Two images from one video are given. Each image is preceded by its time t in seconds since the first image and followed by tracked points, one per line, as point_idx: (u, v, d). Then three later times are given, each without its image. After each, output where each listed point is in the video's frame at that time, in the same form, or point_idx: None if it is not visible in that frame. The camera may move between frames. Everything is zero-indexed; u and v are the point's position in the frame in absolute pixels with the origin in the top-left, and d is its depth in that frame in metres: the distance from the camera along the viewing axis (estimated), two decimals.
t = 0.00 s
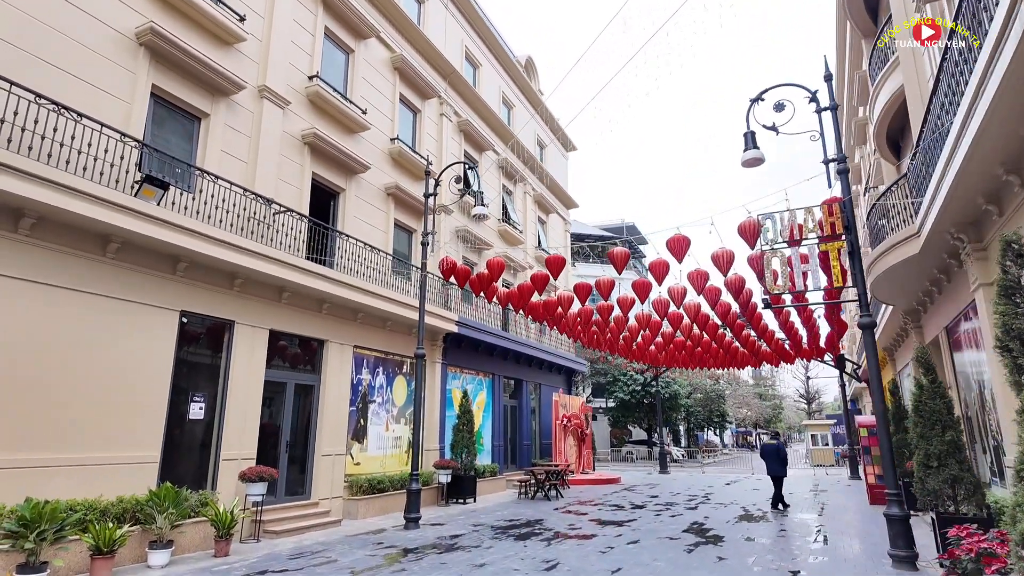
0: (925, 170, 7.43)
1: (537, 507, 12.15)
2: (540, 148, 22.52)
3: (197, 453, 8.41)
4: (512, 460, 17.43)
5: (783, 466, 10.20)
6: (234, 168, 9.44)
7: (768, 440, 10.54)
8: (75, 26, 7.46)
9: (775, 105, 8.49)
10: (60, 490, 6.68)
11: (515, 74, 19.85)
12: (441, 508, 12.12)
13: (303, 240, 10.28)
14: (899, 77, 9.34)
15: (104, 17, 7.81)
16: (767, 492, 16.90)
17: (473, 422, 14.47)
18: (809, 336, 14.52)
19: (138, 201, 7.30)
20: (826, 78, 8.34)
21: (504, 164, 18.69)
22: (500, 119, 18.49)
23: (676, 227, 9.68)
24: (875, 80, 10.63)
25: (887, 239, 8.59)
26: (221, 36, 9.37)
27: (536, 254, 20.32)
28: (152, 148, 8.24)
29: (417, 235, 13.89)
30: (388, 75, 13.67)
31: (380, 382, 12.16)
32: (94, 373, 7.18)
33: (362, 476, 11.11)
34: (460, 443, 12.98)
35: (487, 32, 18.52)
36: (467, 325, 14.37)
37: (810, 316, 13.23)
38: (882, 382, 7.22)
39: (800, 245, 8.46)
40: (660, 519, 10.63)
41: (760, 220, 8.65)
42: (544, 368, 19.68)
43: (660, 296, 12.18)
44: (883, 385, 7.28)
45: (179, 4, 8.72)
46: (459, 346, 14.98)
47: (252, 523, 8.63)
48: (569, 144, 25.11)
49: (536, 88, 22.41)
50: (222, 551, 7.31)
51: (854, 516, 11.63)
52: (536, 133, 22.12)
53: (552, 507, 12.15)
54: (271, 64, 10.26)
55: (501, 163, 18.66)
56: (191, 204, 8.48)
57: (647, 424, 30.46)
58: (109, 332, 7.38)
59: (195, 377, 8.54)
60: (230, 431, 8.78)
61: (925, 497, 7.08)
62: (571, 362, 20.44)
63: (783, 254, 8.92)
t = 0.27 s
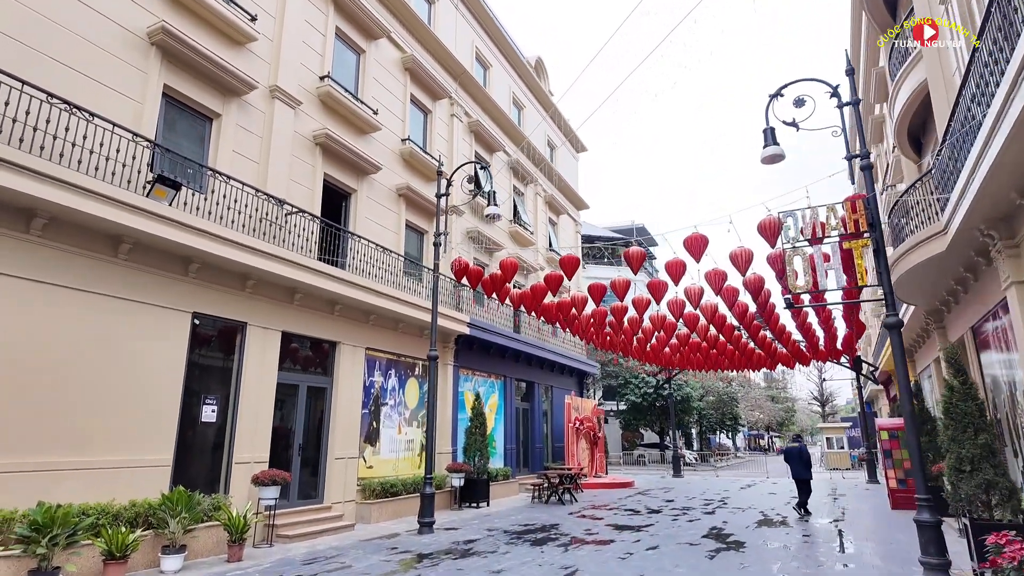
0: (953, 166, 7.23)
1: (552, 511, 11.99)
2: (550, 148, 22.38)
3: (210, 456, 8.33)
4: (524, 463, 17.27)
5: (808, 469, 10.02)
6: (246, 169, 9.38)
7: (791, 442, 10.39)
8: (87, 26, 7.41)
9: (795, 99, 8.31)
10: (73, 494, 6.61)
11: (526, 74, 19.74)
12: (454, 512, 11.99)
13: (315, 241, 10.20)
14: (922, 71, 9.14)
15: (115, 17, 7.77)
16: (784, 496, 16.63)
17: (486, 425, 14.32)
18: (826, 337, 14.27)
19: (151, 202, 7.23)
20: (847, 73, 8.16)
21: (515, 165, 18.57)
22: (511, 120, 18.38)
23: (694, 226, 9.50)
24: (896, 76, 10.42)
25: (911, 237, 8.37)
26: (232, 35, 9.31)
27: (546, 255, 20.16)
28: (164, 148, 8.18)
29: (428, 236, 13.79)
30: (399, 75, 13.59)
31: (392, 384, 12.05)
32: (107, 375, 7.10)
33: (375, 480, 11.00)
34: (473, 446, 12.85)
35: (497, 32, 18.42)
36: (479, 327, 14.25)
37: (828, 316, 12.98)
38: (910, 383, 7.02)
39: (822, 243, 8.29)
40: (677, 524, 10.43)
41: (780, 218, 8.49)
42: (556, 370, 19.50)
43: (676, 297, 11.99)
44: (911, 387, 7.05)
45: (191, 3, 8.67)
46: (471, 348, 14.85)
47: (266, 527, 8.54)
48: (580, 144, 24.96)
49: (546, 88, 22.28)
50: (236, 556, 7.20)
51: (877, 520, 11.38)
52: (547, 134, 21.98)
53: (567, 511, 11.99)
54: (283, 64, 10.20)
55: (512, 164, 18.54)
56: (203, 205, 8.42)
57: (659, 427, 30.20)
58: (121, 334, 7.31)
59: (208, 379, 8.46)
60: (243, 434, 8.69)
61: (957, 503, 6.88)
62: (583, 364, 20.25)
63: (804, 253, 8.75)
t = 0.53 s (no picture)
0: (995, 162, 6.94)
1: (576, 520, 11.78)
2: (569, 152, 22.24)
3: (234, 464, 8.29)
4: (546, 470, 17.07)
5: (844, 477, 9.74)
6: (268, 175, 9.38)
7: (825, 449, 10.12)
8: (111, 35, 7.46)
9: (825, 96, 8.08)
10: (98, 502, 6.59)
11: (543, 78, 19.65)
12: (477, 520, 11.84)
13: (336, 247, 10.17)
14: (956, 66, 8.85)
15: (139, 26, 7.81)
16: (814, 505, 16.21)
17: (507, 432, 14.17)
18: (856, 341, 13.90)
19: (174, 209, 7.23)
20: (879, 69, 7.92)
21: (534, 169, 18.46)
22: (529, 124, 18.29)
23: (721, 228, 9.29)
24: (928, 72, 10.12)
25: (949, 236, 8.03)
26: (253, 43, 9.34)
27: (566, 259, 19.99)
28: (187, 155, 8.21)
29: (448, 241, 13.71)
30: (418, 81, 13.58)
31: (413, 391, 11.96)
32: (131, 382, 7.10)
33: (397, 487, 10.90)
34: (495, 453, 12.69)
35: (515, 36, 18.35)
36: (499, 332, 14.12)
37: (858, 320, 12.64)
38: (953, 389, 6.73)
39: (855, 244, 8.05)
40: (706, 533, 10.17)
41: (812, 219, 8.25)
42: (577, 376, 19.28)
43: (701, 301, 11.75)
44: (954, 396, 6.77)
45: (213, 12, 8.72)
46: (491, 354, 14.72)
47: (289, 535, 8.47)
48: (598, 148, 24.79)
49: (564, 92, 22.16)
50: (259, 565, 7.14)
51: (914, 530, 10.99)
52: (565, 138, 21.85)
53: (592, 520, 11.76)
54: (303, 71, 10.21)
55: (531, 169, 18.43)
56: (226, 212, 8.42)
57: (681, 434, 29.77)
58: (145, 341, 7.31)
59: (231, 386, 8.44)
60: (266, 441, 8.64)
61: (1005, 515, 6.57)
62: (604, 369, 20.01)
63: (836, 255, 8.49)
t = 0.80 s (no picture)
0: None
1: (609, 527, 11.56)
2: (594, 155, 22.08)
3: (267, 468, 8.31)
4: (575, 476, 16.86)
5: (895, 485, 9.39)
6: (298, 181, 9.44)
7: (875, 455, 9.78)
8: (145, 45, 7.58)
9: (864, 89, 7.82)
10: (136, 506, 6.64)
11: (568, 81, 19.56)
12: (507, 527, 11.70)
13: (365, 252, 10.19)
14: (1002, 56, 8.51)
15: (172, 35, 7.93)
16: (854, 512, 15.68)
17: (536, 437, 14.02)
18: (897, 343, 13.46)
19: (207, 215, 7.29)
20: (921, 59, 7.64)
21: (559, 173, 18.36)
22: (554, 126, 18.21)
23: (756, 227, 9.07)
24: (970, 63, 9.76)
25: (1000, 231, 7.61)
26: (282, 50, 9.42)
27: (593, 263, 19.81)
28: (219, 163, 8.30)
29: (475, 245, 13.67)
30: (444, 86, 13.60)
31: (442, 396, 11.91)
32: (167, 387, 7.15)
33: (428, 493, 10.84)
34: (524, 459, 12.56)
35: (539, 39, 18.31)
36: (527, 336, 14.02)
37: (899, 321, 12.22)
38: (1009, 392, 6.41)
39: (898, 241, 7.76)
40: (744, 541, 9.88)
41: (852, 215, 7.99)
42: (605, 381, 19.05)
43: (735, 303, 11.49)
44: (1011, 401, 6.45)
45: (243, 20, 8.82)
46: (519, 358, 14.61)
47: (322, 541, 8.46)
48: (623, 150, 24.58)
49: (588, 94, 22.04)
50: (293, 570, 7.11)
51: (965, 540, 10.53)
52: (590, 140, 21.71)
53: (625, 527, 11.53)
54: (331, 77, 10.28)
55: (556, 172, 18.33)
56: (257, 217, 8.49)
57: (712, 439, 29.24)
58: (180, 346, 7.37)
59: (264, 391, 8.47)
60: (299, 446, 8.65)
61: None
62: (633, 374, 19.74)
63: (879, 254, 8.20)
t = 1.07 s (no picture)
0: None
1: (644, 535, 11.33)
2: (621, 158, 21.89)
3: (302, 474, 8.33)
4: (607, 483, 16.62)
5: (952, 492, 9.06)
6: (330, 188, 9.50)
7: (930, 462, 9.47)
8: (181, 56, 7.70)
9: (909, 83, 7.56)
10: (176, 512, 6.68)
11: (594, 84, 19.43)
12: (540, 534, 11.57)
13: (396, 257, 10.20)
14: None
15: (207, 46, 8.05)
16: (899, 521, 15.14)
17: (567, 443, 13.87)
18: (942, 346, 12.99)
19: (243, 222, 7.36)
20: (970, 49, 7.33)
21: (586, 176, 18.22)
22: (581, 130, 18.09)
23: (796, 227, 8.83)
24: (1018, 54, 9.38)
25: None
26: (314, 58, 9.52)
27: (621, 266, 19.60)
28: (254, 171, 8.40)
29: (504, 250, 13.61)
30: (471, 91, 13.60)
31: (473, 401, 11.85)
32: (205, 394, 7.21)
33: (460, 499, 10.78)
34: (556, 465, 12.43)
35: (565, 43, 18.25)
36: (557, 341, 13.89)
37: (946, 323, 11.79)
38: None
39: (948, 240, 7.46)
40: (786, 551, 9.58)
41: (897, 213, 7.71)
42: (635, 386, 18.79)
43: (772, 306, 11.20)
44: None
45: (276, 29, 8.92)
46: (550, 364, 14.47)
47: (357, 547, 8.44)
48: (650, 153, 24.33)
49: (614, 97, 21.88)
50: None
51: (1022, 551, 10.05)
52: (617, 143, 21.53)
53: (661, 536, 11.31)
54: (362, 85, 10.34)
55: (583, 175, 18.19)
56: (291, 225, 8.55)
57: (745, 446, 28.66)
58: (218, 352, 7.43)
59: (299, 397, 8.50)
60: (333, 452, 8.65)
61: None
62: (663, 379, 19.45)
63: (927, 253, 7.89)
